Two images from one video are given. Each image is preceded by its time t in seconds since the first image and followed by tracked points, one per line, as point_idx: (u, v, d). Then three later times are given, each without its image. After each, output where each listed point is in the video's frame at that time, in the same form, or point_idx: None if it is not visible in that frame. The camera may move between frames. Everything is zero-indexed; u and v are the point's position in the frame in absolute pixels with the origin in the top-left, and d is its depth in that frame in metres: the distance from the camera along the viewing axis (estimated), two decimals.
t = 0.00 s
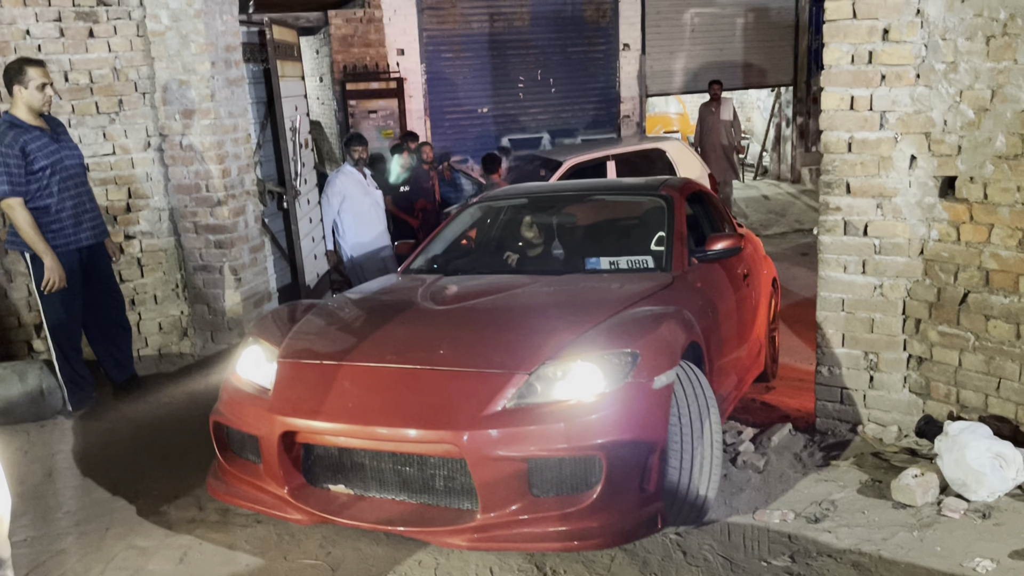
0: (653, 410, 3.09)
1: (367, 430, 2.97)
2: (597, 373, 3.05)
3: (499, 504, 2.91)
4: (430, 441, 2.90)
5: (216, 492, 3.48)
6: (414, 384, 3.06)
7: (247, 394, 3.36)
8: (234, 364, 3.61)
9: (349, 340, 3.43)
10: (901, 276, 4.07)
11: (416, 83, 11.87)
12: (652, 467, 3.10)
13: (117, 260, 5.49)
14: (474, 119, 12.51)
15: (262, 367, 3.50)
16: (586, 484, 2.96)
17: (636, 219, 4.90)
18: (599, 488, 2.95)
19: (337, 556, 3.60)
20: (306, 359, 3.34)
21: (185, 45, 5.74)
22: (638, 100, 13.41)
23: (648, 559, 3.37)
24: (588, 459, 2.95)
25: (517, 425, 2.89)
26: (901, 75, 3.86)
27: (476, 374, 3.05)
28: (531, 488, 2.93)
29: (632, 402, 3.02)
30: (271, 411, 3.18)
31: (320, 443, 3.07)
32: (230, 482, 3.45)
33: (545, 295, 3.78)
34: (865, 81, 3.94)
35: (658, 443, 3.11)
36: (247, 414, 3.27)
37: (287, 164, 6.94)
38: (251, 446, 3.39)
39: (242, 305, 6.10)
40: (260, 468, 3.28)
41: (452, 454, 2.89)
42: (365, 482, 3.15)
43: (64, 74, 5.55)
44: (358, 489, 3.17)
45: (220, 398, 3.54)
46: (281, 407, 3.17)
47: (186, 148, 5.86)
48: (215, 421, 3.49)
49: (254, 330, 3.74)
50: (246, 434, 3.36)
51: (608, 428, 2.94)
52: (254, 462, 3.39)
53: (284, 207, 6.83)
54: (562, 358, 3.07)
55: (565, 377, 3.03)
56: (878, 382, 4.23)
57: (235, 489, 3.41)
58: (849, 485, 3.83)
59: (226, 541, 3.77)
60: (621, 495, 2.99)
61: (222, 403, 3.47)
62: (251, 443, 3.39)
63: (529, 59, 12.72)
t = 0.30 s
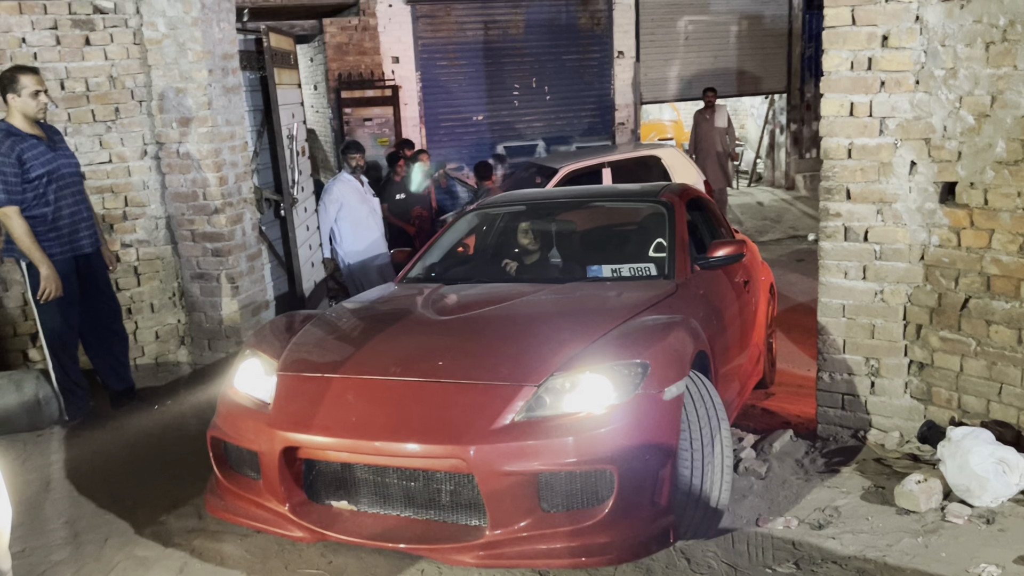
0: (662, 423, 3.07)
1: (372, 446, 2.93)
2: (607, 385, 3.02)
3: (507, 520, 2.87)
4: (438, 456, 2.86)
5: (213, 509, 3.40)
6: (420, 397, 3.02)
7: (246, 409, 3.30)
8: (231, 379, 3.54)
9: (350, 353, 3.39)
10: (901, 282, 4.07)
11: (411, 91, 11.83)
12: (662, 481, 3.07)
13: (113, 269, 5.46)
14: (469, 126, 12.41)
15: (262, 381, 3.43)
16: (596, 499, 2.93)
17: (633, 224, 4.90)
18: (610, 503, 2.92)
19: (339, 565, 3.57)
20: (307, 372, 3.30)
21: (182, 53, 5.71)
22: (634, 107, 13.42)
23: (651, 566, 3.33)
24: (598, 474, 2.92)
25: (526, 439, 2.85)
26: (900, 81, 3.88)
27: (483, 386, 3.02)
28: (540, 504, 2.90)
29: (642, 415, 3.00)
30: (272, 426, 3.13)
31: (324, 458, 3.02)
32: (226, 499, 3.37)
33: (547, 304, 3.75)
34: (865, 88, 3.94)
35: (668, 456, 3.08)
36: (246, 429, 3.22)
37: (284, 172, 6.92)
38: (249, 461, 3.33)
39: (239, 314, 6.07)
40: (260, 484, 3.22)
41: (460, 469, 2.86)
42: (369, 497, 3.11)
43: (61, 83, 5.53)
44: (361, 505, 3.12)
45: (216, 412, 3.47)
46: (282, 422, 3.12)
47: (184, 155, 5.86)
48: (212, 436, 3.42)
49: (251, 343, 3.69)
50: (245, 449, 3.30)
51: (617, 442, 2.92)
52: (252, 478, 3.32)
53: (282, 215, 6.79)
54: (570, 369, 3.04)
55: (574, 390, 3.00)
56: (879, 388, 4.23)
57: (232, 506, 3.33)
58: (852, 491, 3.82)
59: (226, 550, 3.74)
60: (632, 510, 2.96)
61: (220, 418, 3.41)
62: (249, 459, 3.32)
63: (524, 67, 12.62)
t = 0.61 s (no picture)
0: (667, 433, 3.06)
1: (375, 459, 2.89)
2: (613, 395, 3.02)
3: (513, 534, 2.83)
4: (442, 468, 2.84)
5: (209, 524, 3.34)
6: (422, 409, 3.00)
7: (244, 422, 3.26)
8: (227, 391, 3.50)
9: (349, 364, 3.36)
10: (897, 286, 4.09)
11: (401, 97, 11.81)
12: (669, 491, 3.06)
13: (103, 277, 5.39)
14: (458, 133, 12.37)
15: (258, 393, 3.39)
16: (603, 511, 2.91)
17: (627, 229, 4.86)
18: (617, 514, 2.90)
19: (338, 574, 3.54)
20: (306, 385, 3.27)
21: (173, 59, 5.72)
22: (622, 114, 13.44)
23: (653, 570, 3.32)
24: (604, 485, 2.90)
25: (532, 451, 2.83)
26: (895, 87, 3.90)
27: (487, 397, 3.00)
28: (547, 516, 2.87)
29: (647, 425, 2.99)
30: (271, 440, 3.09)
31: (325, 472, 2.99)
32: (223, 514, 3.31)
33: (546, 313, 3.74)
34: (860, 93, 3.96)
35: (674, 466, 3.07)
36: (244, 442, 3.17)
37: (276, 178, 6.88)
38: (246, 475, 3.28)
39: (232, 321, 6.04)
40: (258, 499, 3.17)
41: (465, 482, 2.83)
42: (370, 511, 3.06)
43: (50, 89, 5.47)
44: (362, 519, 3.08)
45: (212, 425, 3.43)
46: (282, 436, 3.08)
47: (176, 162, 5.82)
48: (208, 450, 3.37)
49: (246, 354, 3.66)
50: (242, 462, 3.25)
51: (623, 452, 2.91)
52: (249, 492, 3.26)
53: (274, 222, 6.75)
54: (575, 379, 3.04)
55: (579, 401, 2.99)
56: (876, 392, 4.24)
57: (228, 521, 3.27)
58: (851, 495, 3.83)
59: (223, 560, 3.70)
60: (639, 522, 2.93)
61: (216, 431, 3.36)
62: (246, 473, 3.27)
63: (513, 74, 12.65)
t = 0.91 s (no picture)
0: (666, 436, 3.05)
1: (372, 464, 2.87)
2: (612, 398, 3.01)
3: (512, 539, 2.81)
4: (441, 474, 2.81)
5: (201, 532, 3.29)
6: (420, 414, 2.98)
7: (237, 428, 3.22)
8: (220, 397, 3.46)
9: (344, 368, 3.34)
10: (891, 287, 4.10)
11: (388, 101, 11.78)
12: (668, 495, 3.04)
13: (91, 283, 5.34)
14: (447, 137, 12.38)
15: (251, 399, 3.36)
16: (603, 515, 2.90)
17: (619, 231, 4.88)
18: (617, 518, 2.89)
19: None
20: (301, 390, 3.24)
21: (162, 63, 5.65)
22: (610, 117, 13.45)
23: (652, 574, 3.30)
24: (604, 489, 2.89)
25: (531, 455, 2.81)
26: (888, 89, 3.92)
27: (485, 401, 2.98)
28: (546, 521, 2.85)
29: (646, 428, 2.98)
30: (266, 446, 3.05)
31: (321, 478, 2.96)
32: (215, 521, 3.27)
33: (541, 315, 3.72)
34: (853, 95, 3.98)
35: (673, 469, 3.07)
36: (238, 449, 3.13)
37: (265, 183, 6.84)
38: (239, 483, 3.24)
39: (221, 327, 5.99)
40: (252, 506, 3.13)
41: (464, 486, 2.80)
42: (367, 518, 3.03)
43: (37, 93, 5.43)
44: (358, 525, 3.04)
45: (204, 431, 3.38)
46: (277, 441, 3.05)
47: (164, 167, 5.77)
48: (201, 457, 3.33)
49: (238, 359, 3.62)
50: (235, 469, 3.21)
51: (623, 456, 2.90)
52: (243, 499, 3.22)
53: (263, 226, 6.71)
54: (573, 382, 3.03)
55: (577, 404, 2.98)
56: (869, 393, 4.26)
57: (222, 528, 3.23)
58: (847, 496, 3.83)
59: (216, 568, 3.66)
60: (639, 525, 2.92)
61: (208, 438, 3.32)
62: (239, 480, 3.23)
63: (501, 77, 12.64)
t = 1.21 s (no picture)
0: (660, 442, 3.05)
1: (364, 474, 2.85)
2: (605, 404, 3.01)
3: (505, 548, 2.79)
4: (433, 483, 2.80)
5: (190, 542, 3.26)
6: (411, 423, 2.96)
7: (226, 438, 3.19)
8: (208, 406, 3.43)
9: (334, 376, 3.32)
10: (879, 290, 4.12)
11: (375, 106, 11.77)
12: (662, 501, 3.04)
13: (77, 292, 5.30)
14: (435, 141, 12.37)
15: (239, 409, 3.33)
16: (596, 523, 2.89)
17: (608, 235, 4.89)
18: (610, 526, 2.88)
19: None
20: (291, 399, 3.22)
21: (148, 69, 5.62)
22: (597, 120, 13.46)
23: None
24: (598, 497, 2.88)
25: (524, 463, 2.80)
26: (875, 93, 3.94)
27: (477, 409, 2.97)
28: (540, 529, 2.84)
29: (640, 435, 2.98)
30: (256, 456, 3.03)
31: (313, 488, 2.93)
32: (204, 532, 3.23)
33: (531, 321, 3.72)
34: (840, 99, 4.00)
35: (666, 476, 3.06)
36: (227, 459, 3.11)
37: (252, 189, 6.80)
38: (229, 493, 3.21)
39: (209, 334, 5.95)
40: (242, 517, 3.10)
41: (456, 496, 2.79)
42: (358, 527, 3.01)
43: (21, 100, 5.37)
44: (350, 535, 3.03)
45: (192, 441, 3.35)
46: (267, 451, 3.02)
47: (151, 173, 5.74)
48: (189, 467, 3.30)
49: (227, 368, 3.59)
50: (224, 480, 3.18)
51: (616, 463, 2.89)
52: (232, 509, 3.20)
53: (250, 232, 6.68)
54: (566, 390, 3.03)
55: (570, 411, 2.98)
56: (859, 396, 4.27)
57: (210, 539, 3.20)
58: (837, 499, 3.84)
59: None
60: (632, 532, 2.92)
61: (196, 448, 3.29)
62: (228, 490, 3.21)
63: (488, 81, 12.63)
